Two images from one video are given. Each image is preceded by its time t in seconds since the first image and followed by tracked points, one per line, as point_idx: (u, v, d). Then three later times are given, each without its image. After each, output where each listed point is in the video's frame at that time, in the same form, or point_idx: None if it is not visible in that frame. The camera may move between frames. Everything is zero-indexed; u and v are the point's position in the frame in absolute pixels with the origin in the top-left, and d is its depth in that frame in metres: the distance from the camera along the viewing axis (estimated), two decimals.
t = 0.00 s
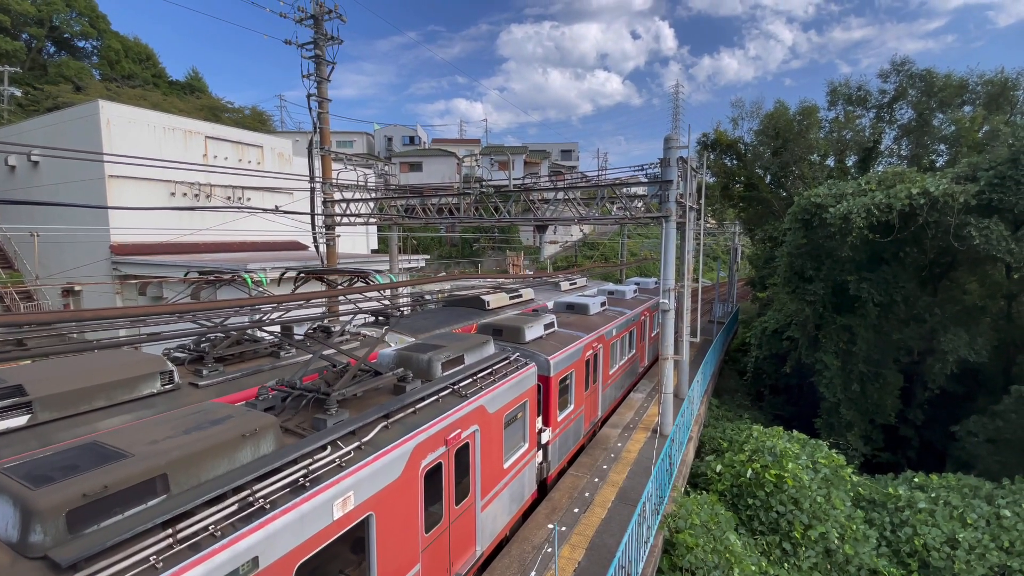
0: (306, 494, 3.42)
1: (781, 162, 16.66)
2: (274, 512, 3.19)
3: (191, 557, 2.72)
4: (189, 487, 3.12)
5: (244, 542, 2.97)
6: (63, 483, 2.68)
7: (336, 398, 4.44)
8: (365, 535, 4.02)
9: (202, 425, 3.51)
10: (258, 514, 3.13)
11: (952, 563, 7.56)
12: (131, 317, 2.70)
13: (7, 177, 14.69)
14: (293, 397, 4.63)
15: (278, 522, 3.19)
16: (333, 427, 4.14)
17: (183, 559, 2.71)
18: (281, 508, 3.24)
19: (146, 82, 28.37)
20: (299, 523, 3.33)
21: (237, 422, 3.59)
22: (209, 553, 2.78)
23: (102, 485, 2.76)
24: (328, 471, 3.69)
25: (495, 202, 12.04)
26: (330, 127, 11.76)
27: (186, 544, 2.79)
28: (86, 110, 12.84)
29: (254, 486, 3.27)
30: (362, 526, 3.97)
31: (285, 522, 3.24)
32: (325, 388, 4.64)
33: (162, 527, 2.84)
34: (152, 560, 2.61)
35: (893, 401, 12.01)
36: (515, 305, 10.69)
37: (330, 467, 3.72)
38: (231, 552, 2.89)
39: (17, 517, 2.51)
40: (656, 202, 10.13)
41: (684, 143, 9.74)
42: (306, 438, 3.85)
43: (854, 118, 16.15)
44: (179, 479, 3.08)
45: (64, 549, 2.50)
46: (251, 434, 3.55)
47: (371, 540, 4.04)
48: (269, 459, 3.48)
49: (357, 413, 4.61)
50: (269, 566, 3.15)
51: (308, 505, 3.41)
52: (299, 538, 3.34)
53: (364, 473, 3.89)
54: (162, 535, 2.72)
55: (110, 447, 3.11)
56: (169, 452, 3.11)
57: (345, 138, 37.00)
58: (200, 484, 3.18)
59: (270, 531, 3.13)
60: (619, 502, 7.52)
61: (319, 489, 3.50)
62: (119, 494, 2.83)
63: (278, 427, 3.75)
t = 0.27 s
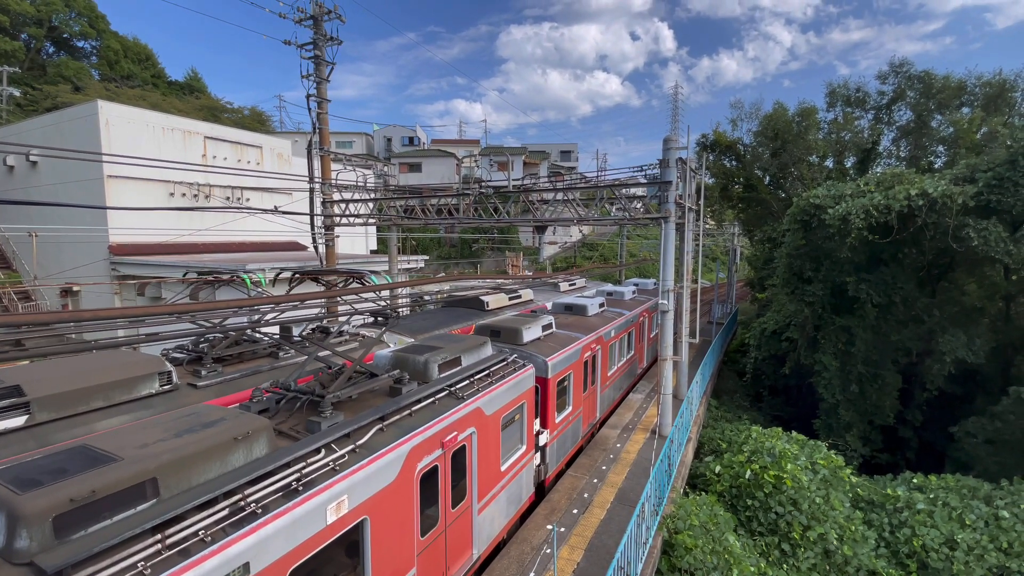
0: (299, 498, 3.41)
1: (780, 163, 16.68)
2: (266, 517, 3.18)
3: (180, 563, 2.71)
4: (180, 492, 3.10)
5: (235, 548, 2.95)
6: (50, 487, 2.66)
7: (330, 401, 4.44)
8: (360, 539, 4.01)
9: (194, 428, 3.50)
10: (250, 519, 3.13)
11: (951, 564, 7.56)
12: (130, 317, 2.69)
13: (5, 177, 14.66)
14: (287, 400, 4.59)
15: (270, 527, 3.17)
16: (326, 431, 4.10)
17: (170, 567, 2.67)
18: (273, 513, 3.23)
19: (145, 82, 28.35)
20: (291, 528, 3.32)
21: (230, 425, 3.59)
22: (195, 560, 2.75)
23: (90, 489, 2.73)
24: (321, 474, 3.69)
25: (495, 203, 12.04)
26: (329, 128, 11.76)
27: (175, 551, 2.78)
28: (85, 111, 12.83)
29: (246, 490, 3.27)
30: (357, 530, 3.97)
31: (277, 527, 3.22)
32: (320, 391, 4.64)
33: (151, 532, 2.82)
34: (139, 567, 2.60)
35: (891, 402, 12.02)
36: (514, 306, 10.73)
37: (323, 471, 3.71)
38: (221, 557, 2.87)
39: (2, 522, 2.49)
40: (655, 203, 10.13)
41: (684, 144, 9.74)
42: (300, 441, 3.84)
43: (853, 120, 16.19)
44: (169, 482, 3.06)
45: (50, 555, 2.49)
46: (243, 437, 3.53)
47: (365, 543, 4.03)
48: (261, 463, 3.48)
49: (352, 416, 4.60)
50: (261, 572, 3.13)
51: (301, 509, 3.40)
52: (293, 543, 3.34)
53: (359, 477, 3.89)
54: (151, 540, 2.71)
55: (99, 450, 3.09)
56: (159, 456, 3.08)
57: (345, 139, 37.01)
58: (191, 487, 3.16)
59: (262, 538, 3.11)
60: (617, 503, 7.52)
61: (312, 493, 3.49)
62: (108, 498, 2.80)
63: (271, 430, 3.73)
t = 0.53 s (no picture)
0: (296, 500, 3.40)
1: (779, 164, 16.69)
2: (263, 519, 3.18)
3: (175, 565, 2.70)
4: (176, 493, 3.09)
5: (232, 549, 2.95)
6: (45, 489, 2.66)
7: (328, 402, 4.43)
8: (357, 541, 4.01)
9: (190, 429, 3.49)
10: (246, 521, 3.12)
11: (950, 565, 7.57)
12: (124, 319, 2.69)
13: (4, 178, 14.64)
14: (286, 400, 4.60)
15: (267, 529, 3.17)
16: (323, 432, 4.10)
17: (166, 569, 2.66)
18: (270, 515, 3.22)
19: (144, 82, 28.33)
20: (288, 529, 3.31)
21: (228, 426, 3.58)
22: (191, 562, 2.74)
23: (85, 491, 2.73)
24: (318, 476, 3.68)
25: (494, 204, 12.04)
26: (328, 128, 11.75)
27: (170, 553, 2.77)
28: (84, 111, 12.82)
29: (242, 492, 3.26)
30: (354, 531, 3.96)
31: (274, 529, 3.21)
32: (317, 392, 4.63)
33: (147, 534, 2.81)
34: (134, 569, 2.59)
35: (890, 402, 12.02)
36: (514, 306, 10.76)
37: (320, 472, 3.71)
38: (217, 560, 2.86)
39: None
40: (654, 204, 10.13)
41: (683, 144, 9.74)
42: (297, 443, 3.84)
43: (852, 121, 16.21)
44: (165, 484, 3.05)
45: (45, 557, 2.48)
46: (240, 438, 3.52)
47: (363, 545, 4.02)
48: (258, 464, 3.47)
49: (350, 417, 4.59)
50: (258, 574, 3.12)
51: (298, 511, 3.39)
52: (291, 544, 3.35)
53: (356, 478, 3.88)
54: (147, 542, 2.70)
55: (95, 452, 3.09)
56: (155, 458, 3.07)
57: (344, 139, 37.00)
58: (188, 489, 3.15)
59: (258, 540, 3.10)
60: (616, 504, 7.52)
61: (309, 495, 3.48)
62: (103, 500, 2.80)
63: (267, 432, 3.72)
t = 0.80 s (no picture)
0: (296, 500, 3.40)
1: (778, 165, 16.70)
2: (263, 519, 3.17)
3: (175, 566, 2.70)
4: (175, 493, 3.09)
5: (232, 549, 2.95)
6: (45, 490, 2.66)
7: (327, 402, 4.43)
8: (357, 541, 4.01)
9: (189, 430, 3.49)
10: (246, 521, 3.12)
11: (949, 565, 7.58)
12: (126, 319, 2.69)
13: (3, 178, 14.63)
14: (285, 400, 4.61)
15: (267, 529, 3.17)
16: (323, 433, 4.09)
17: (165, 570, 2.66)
18: (269, 515, 3.22)
19: (144, 82, 28.32)
20: (288, 529, 3.31)
21: (227, 426, 3.58)
22: (191, 563, 2.74)
23: (85, 492, 2.73)
24: (318, 476, 3.68)
25: (494, 204, 12.04)
26: (328, 129, 11.75)
27: (170, 553, 2.77)
28: (83, 111, 12.82)
29: (242, 493, 3.25)
30: (354, 532, 3.96)
31: (273, 530, 3.22)
32: (317, 392, 4.63)
33: (146, 535, 2.81)
34: (134, 570, 2.59)
35: (890, 403, 12.03)
36: (513, 307, 10.78)
37: (320, 473, 3.70)
38: (217, 560, 2.86)
39: None
40: (654, 205, 10.14)
41: (682, 145, 9.75)
42: (297, 443, 3.84)
43: (851, 122, 16.23)
44: (165, 484, 3.05)
45: (45, 558, 2.48)
46: (240, 439, 3.52)
47: (363, 545, 4.02)
48: (258, 465, 3.47)
49: (349, 418, 4.59)
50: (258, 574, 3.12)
51: (297, 511, 3.39)
52: (291, 544, 3.35)
53: (356, 479, 3.87)
54: (146, 543, 2.70)
55: (94, 452, 3.09)
56: (155, 458, 3.08)
57: (343, 140, 37.01)
58: (187, 489, 3.15)
59: (259, 540, 3.10)
60: (616, 505, 7.51)
61: (309, 495, 3.48)
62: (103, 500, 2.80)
63: (267, 432, 3.71)
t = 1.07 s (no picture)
0: (296, 500, 3.40)
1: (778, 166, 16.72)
2: (262, 520, 3.17)
3: (174, 566, 2.69)
4: (174, 494, 3.09)
5: (232, 550, 2.95)
6: (44, 490, 2.65)
7: (327, 403, 4.42)
8: (357, 542, 4.01)
9: (189, 430, 3.49)
10: (246, 522, 3.11)
11: (948, 566, 7.58)
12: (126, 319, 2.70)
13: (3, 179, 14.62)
14: (284, 401, 4.61)
15: (266, 530, 3.17)
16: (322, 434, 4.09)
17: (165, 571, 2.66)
18: (269, 516, 3.22)
19: (143, 83, 28.33)
20: (288, 530, 3.31)
21: (227, 427, 3.58)
22: (191, 563, 2.74)
23: (84, 492, 2.72)
24: (317, 477, 3.68)
25: (493, 205, 12.04)
26: (327, 130, 11.76)
27: (169, 553, 2.76)
28: (83, 112, 12.83)
29: (241, 493, 3.25)
30: (354, 533, 3.96)
31: (273, 530, 3.21)
32: (316, 393, 4.63)
33: (146, 536, 2.81)
34: (134, 570, 2.59)
35: (889, 404, 12.02)
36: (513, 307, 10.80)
37: (319, 474, 3.70)
38: (216, 561, 2.85)
39: None
40: (653, 206, 10.14)
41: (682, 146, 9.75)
42: (296, 444, 3.83)
43: (850, 123, 16.25)
44: (164, 485, 3.05)
45: (44, 558, 2.48)
46: (239, 439, 3.52)
47: (363, 546, 4.02)
48: (258, 466, 3.47)
49: (349, 419, 4.59)
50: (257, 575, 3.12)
51: (297, 512, 3.39)
52: (291, 545, 3.35)
53: (355, 479, 3.87)
54: (146, 543, 2.70)
55: (93, 453, 3.08)
56: (154, 459, 3.08)
57: (343, 141, 37.02)
58: (186, 490, 3.15)
59: (258, 540, 3.10)
60: (616, 506, 7.51)
61: (309, 496, 3.48)
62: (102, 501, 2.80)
63: (266, 433, 3.71)
